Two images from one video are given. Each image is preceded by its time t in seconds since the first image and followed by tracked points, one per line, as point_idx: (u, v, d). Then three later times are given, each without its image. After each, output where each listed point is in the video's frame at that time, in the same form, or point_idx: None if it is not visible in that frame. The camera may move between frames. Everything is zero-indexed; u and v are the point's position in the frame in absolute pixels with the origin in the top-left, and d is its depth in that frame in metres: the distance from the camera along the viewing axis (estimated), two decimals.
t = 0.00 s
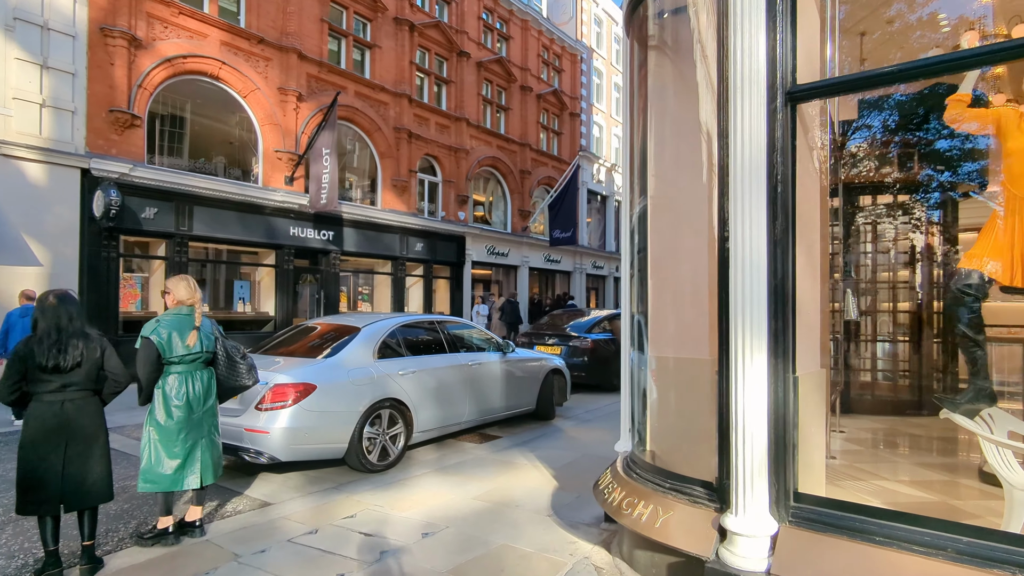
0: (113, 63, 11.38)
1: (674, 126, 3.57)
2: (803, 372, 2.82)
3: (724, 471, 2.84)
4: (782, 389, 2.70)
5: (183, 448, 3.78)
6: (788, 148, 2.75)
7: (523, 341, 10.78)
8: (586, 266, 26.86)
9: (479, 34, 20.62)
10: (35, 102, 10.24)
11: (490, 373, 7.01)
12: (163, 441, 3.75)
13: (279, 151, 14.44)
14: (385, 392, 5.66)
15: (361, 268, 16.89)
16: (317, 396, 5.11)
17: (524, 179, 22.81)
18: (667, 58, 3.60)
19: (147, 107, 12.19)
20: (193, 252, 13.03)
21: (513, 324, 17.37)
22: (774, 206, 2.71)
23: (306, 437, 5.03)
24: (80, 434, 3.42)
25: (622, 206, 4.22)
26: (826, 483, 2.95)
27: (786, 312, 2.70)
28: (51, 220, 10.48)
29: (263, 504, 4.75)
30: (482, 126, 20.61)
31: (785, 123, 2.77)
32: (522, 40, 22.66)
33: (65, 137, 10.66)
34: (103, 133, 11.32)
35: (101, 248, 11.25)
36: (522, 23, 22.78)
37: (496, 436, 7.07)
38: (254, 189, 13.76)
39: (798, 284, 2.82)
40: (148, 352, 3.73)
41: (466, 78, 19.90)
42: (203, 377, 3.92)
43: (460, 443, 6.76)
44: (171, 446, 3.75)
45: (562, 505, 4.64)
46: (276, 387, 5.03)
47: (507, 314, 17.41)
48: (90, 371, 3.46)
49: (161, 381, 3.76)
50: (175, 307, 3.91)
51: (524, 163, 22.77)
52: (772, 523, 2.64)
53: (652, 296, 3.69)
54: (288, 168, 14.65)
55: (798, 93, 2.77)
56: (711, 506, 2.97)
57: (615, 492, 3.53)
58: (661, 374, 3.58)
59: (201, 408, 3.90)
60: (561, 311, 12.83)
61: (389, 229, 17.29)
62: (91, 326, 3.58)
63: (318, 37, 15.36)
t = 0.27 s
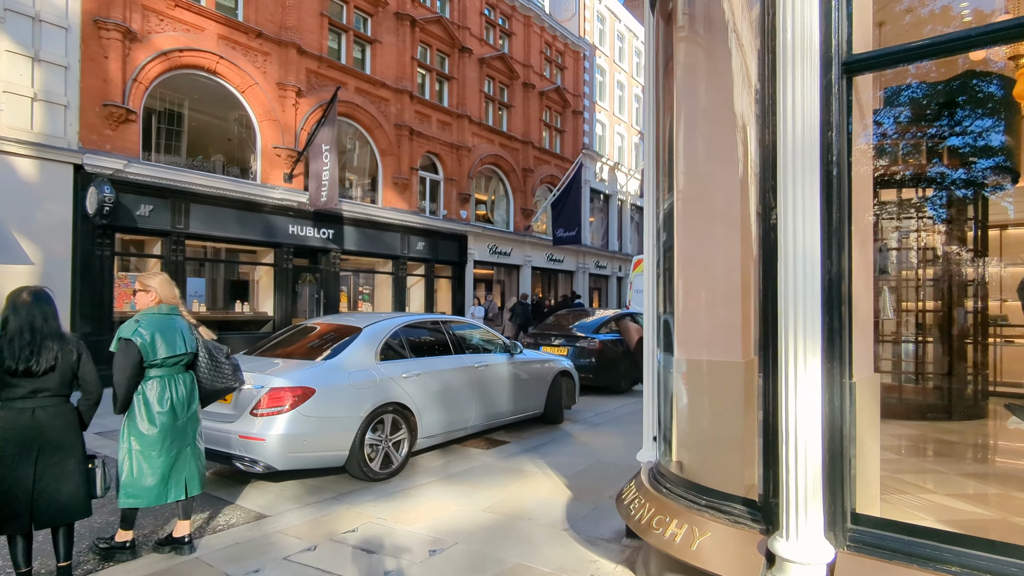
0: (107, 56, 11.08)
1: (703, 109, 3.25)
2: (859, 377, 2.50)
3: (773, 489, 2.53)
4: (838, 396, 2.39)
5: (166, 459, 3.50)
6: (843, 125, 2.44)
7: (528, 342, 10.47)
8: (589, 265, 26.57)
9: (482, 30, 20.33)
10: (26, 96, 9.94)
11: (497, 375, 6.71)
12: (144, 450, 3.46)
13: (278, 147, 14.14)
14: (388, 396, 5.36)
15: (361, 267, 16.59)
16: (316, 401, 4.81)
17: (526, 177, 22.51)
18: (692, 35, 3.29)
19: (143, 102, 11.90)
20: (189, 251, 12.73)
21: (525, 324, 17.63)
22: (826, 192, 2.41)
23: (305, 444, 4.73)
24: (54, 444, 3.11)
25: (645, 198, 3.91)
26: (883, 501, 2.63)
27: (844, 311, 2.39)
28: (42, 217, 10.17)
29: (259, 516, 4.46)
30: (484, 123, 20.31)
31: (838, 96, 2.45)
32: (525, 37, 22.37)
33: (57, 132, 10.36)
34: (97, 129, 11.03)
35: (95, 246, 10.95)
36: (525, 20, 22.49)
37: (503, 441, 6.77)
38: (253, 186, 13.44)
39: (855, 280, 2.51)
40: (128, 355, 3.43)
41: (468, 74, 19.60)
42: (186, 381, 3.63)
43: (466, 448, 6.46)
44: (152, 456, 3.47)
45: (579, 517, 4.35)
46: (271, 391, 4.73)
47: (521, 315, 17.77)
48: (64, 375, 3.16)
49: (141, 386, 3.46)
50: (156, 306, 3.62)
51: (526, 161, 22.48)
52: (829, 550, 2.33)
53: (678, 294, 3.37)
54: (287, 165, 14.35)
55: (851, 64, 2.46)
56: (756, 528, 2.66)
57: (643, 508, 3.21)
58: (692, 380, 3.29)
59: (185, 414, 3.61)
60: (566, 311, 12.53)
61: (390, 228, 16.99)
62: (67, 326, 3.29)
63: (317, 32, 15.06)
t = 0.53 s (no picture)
0: (99, 50, 10.76)
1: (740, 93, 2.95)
2: (932, 393, 2.18)
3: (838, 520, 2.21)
4: (911, 414, 2.07)
5: (135, 478, 3.21)
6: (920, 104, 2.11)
7: (534, 344, 10.15)
8: (592, 265, 26.25)
9: (484, 26, 20.02)
10: (16, 90, 9.63)
11: (504, 380, 6.41)
12: (109, 471, 3.17)
13: (276, 144, 13.83)
14: (389, 402, 5.05)
15: (362, 267, 16.28)
16: (313, 410, 4.50)
17: (529, 175, 22.20)
18: (729, 23, 2.97)
19: (137, 97, 11.59)
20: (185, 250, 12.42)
21: (534, 323, 17.75)
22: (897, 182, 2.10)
23: (302, 457, 4.42)
24: (9, 465, 2.76)
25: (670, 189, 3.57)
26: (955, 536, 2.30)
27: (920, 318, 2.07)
28: (32, 216, 9.86)
29: (252, 533, 4.15)
30: (486, 121, 20.00)
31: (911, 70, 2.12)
32: (527, 33, 22.06)
33: (48, 127, 10.05)
34: (89, 124, 10.72)
35: (87, 245, 10.65)
36: (527, 16, 22.17)
37: (511, 449, 6.46)
38: (250, 184, 13.12)
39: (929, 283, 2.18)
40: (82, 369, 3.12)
41: (470, 71, 19.30)
42: (148, 393, 3.34)
43: (472, 457, 6.16)
44: (119, 476, 3.18)
45: (596, 536, 4.04)
46: (265, 400, 4.42)
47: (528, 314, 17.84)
48: (21, 388, 2.81)
49: (100, 403, 3.16)
50: (112, 315, 3.31)
51: (529, 159, 22.17)
52: None
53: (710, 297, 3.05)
54: (285, 163, 14.03)
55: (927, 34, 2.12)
56: (811, 562, 2.34)
57: (674, 532, 2.87)
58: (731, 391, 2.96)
59: (151, 429, 3.32)
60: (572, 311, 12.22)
61: (390, 227, 16.67)
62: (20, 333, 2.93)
63: (316, 27, 14.75)
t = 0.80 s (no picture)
0: (91, 41, 10.45)
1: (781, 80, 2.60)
2: None
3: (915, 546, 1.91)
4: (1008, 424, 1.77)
5: (61, 491, 2.92)
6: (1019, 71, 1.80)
7: (538, 344, 9.84)
8: (594, 264, 25.94)
9: (485, 21, 19.71)
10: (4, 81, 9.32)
11: (510, 381, 6.10)
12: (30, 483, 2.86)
13: (273, 140, 13.52)
14: (390, 406, 4.74)
15: (361, 266, 15.97)
16: (307, 414, 4.19)
17: (530, 173, 21.89)
18: (769, 9, 2.62)
19: (129, 90, 11.27)
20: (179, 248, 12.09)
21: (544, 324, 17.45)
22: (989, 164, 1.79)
23: (295, 466, 4.11)
24: None
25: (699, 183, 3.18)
26: None
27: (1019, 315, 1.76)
28: (20, 211, 9.55)
29: (241, 549, 3.84)
30: (488, 117, 19.70)
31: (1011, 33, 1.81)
32: (529, 29, 21.76)
33: (37, 120, 9.74)
34: (81, 118, 10.41)
35: (78, 242, 10.33)
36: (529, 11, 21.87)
37: (516, 454, 6.15)
38: (247, 180, 12.82)
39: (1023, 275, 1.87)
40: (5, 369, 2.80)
41: (471, 67, 19.00)
42: (84, 397, 3.03)
43: (476, 463, 5.85)
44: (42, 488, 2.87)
45: (613, 552, 3.73)
46: (256, 404, 4.11)
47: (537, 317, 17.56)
48: None
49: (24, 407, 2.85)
50: (42, 309, 3.00)
51: (530, 156, 21.86)
52: None
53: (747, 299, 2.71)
54: (282, 158, 13.72)
55: None
56: None
57: (710, 557, 2.50)
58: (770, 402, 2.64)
59: (83, 436, 3.02)
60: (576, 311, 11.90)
61: (390, 225, 16.35)
62: None
63: (314, 20, 14.44)
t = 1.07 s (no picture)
0: (79, 33, 10.10)
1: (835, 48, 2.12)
2: None
3: None
4: None
5: None
6: None
7: (541, 346, 9.51)
8: (596, 264, 25.62)
9: (486, 16, 19.37)
10: None
11: (514, 386, 5.77)
12: None
13: (269, 136, 13.19)
14: (386, 416, 4.40)
15: (360, 265, 15.63)
16: (297, 424, 3.86)
17: (532, 171, 21.56)
18: None
19: (119, 84, 10.92)
20: (172, 246, 11.75)
21: (551, 322, 17.18)
22: None
23: (283, 481, 3.78)
24: None
25: (735, 171, 2.92)
26: None
27: None
28: (5, 208, 9.21)
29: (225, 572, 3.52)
30: (489, 114, 19.37)
31: None
32: (531, 24, 21.44)
33: (23, 113, 9.40)
34: (69, 112, 10.07)
35: (66, 241, 10.00)
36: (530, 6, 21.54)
37: (521, 463, 5.82)
38: (242, 177, 12.49)
39: None
40: None
41: (471, 62, 18.67)
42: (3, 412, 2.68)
43: (478, 473, 5.52)
44: None
45: None
46: (241, 413, 3.78)
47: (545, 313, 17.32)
48: None
49: None
50: None
51: (532, 154, 21.54)
52: None
53: (792, 295, 2.28)
54: (279, 155, 13.38)
55: None
56: None
57: None
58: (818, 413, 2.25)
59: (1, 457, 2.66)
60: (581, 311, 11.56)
61: (389, 223, 16.01)
62: None
63: (311, 13, 14.11)
